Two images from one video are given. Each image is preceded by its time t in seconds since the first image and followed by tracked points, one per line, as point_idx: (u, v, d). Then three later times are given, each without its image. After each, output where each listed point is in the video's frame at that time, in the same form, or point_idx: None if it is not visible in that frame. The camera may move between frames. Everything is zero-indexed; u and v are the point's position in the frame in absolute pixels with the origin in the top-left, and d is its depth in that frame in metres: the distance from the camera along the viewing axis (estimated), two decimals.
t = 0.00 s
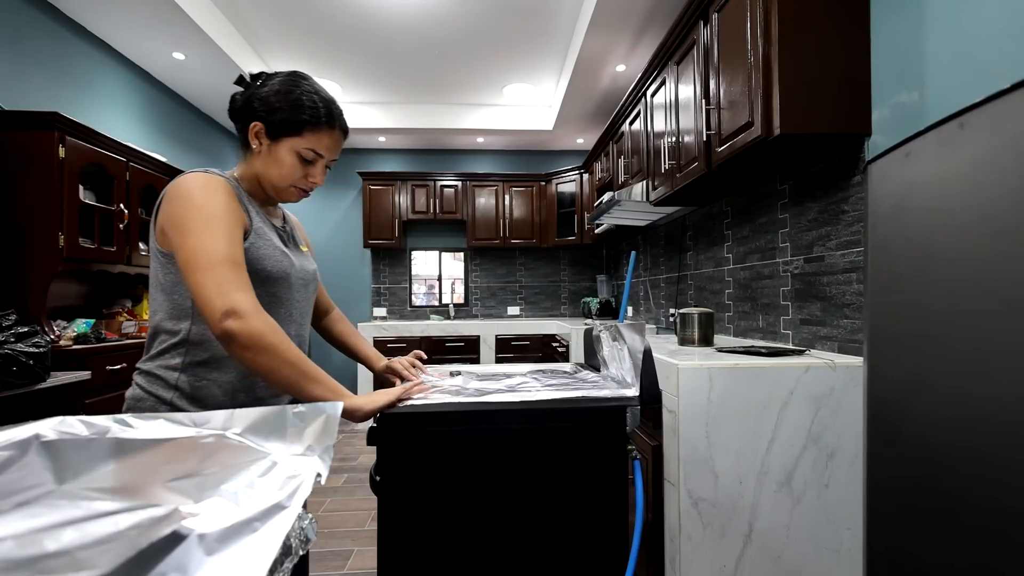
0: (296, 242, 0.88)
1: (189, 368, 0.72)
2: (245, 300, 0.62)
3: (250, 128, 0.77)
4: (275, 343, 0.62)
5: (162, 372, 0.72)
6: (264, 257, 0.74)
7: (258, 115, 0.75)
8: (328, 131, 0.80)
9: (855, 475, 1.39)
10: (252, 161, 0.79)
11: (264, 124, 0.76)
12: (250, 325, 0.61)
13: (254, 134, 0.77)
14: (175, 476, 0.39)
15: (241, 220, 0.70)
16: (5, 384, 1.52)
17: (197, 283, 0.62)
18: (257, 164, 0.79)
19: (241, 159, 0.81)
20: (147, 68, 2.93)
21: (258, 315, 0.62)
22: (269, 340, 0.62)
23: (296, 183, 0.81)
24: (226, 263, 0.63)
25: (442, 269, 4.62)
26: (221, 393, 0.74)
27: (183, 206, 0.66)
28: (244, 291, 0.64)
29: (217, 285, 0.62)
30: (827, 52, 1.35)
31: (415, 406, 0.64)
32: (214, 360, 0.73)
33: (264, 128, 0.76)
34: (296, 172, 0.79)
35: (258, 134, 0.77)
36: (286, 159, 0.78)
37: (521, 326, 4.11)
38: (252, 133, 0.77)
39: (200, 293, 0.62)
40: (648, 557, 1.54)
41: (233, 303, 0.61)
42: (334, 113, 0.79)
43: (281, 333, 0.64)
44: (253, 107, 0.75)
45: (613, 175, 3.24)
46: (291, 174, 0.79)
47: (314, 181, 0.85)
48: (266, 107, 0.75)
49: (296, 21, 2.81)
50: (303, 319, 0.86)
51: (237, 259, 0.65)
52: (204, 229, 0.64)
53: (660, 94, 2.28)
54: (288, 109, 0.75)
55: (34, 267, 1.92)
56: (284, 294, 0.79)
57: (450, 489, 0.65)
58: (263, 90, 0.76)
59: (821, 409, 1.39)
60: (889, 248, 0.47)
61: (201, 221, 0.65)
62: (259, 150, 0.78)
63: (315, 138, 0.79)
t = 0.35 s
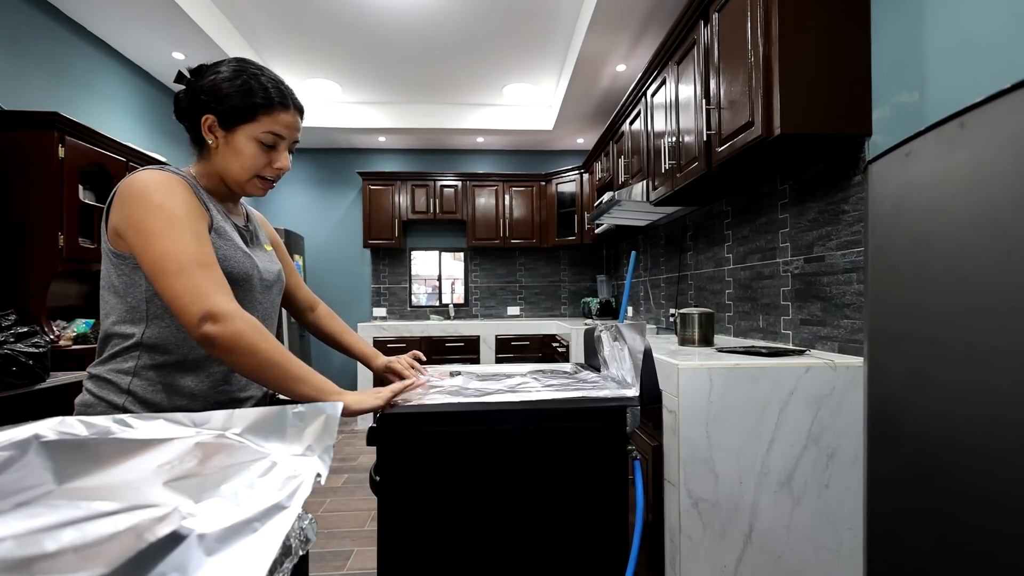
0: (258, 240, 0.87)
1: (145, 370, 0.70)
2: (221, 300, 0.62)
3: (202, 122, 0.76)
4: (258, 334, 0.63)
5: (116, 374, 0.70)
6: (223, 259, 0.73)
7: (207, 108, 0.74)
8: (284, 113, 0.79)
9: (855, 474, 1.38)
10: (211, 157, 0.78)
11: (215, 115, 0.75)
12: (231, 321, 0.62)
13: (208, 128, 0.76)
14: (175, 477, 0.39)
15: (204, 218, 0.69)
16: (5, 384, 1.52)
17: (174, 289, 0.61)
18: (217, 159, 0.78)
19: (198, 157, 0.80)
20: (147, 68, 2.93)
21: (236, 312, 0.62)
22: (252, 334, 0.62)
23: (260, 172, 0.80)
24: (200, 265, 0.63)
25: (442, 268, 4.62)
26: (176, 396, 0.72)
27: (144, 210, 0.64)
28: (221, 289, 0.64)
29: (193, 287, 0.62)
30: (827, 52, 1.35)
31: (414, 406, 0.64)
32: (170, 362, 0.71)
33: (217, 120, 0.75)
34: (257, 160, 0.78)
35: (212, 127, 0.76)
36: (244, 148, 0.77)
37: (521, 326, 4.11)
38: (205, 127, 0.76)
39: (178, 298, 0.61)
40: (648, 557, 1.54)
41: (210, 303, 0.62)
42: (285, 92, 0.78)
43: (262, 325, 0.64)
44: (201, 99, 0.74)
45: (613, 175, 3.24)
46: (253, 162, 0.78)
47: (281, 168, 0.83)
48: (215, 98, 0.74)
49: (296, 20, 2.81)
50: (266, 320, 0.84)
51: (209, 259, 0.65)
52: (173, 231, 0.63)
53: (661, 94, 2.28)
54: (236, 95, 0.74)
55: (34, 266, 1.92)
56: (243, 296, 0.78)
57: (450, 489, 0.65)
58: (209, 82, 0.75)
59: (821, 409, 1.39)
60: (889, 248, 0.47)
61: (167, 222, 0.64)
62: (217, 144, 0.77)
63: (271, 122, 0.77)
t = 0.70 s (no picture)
0: (276, 238, 0.87)
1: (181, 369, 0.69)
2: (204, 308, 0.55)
3: (216, 118, 0.77)
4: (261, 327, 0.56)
5: (152, 375, 0.69)
6: (252, 258, 0.74)
7: (219, 102, 0.75)
8: (290, 101, 0.76)
9: (854, 474, 1.39)
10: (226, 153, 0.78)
11: (225, 107, 0.75)
12: (225, 322, 0.54)
13: (221, 123, 0.76)
14: (175, 476, 0.39)
15: (214, 217, 0.64)
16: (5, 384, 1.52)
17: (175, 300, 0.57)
18: (230, 152, 0.77)
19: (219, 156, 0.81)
20: (147, 68, 2.93)
21: (216, 313, 0.54)
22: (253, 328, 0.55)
23: (269, 163, 0.77)
24: (196, 270, 0.57)
25: (442, 268, 4.62)
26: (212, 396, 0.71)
27: (147, 216, 0.60)
28: (221, 292, 0.57)
29: (190, 295, 0.56)
30: (827, 52, 1.35)
31: (414, 406, 0.65)
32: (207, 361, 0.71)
33: (226, 111, 0.75)
34: (264, 150, 0.75)
35: (223, 121, 0.76)
36: (250, 137, 0.75)
37: (521, 326, 4.11)
38: (218, 121, 0.76)
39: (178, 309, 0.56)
40: (648, 556, 1.54)
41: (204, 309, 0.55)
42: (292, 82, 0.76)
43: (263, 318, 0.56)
44: (215, 95, 0.75)
45: (613, 175, 3.24)
46: (260, 152, 0.75)
47: (293, 161, 0.79)
48: (224, 89, 0.74)
49: (295, 20, 2.80)
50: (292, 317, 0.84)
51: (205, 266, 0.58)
52: (169, 237, 0.58)
53: (660, 94, 2.28)
54: (241, 84, 0.74)
55: (35, 267, 1.92)
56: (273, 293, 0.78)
57: (449, 489, 0.65)
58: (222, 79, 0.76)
59: (820, 409, 1.40)
60: (889, 248, 0.47)
61: (168, 226, 0.59)
62: (230, 138, 0.77)
63: (276, 110, 0.75)
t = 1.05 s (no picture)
0: (326, 237, 0.96)
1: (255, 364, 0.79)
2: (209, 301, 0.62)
3: (264, 125, 0.84)
4: (258, 325, 0.60)
5: (233, 372, 0.79)
6: (303, 254, 0.81)
7: (268, 110, 0.83)
8: (331, 108, 0.83)
9: (856, 475, 1.38)
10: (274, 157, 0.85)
11: (272, 115, 0.83)
12: (222, 311, 0.60)
13: (269, 129, 0.84)
14: (174, 479, 0.38)
15: (244, 219, 0.71)
16: (4, 384, 1.52)
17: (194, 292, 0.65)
18: (277, 156, 0.84)
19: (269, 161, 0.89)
20: (147, 68, 2.93)
21: (221, 305, 0.61)
22: (251, 326, 0.60)
23: (314, 167, 0.84)
24: (213, 265, 0.65)
25: (442, 269, 4.62)
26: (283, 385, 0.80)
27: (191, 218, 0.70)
28: (231, 288, 0.64)
29: (204, 289, 0.63)
30: (827, 51, 1.34)
31: (414, 406, 0.64)
32: (274, 353, 0.80)
33: (273, 118, 0.82)
34: (308, 152, 0.83)
35: (271, 128, 0.83)
36: (296, 141, 0.82)
37: (521, 326, 4.11)
38: (267, 128, 0.84)
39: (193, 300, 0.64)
40: (648, 557, 1.54)
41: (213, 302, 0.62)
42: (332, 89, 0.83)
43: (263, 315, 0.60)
44: (264, 104, 0.83)
45: (613, 175, 3.24)
46: (304, 154, 0.82)
47: (334, 164, 0.86)
48: (272, 99, 0.82)
49: (296, 20, 2.80)
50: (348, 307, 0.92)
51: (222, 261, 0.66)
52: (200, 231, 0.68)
53: (661, 94, 2.28)
54: (287, 94, 0.81)
55: (34, 266, 1.91)
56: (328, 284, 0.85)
57: (449, 489, 0.64)
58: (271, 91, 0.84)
59: (821, 409, 1.39)
60: (890, 248, 0.47)
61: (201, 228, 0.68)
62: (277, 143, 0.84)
63: (319, 116, 0.82)
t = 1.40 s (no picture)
0: (367, 238, 0.94)
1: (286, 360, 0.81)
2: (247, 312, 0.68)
3: (323, 133, 0.82)
4: (286, 353, 0.68)
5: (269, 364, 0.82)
6: (341, 255, 0.80)
7: (330, 118, 0.81)
8: (393, 121, 0.85)
9: (856, 475, 1.38)
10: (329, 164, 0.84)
11: (336, 125, 0.81)
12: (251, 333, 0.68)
13: (329, 137, 0.82)
14: (172, 480, 0.38)
15: (297, 231, 0.74)
16: (4, 384, 1.52)
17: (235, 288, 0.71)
18: (335, 165, 0.84)
19: (315, 164, 0.86)
20: (147, 68, 2.93)
21: (265, 322, 0.67)
22: (281, 354, 0.68)
23: (372, 176, 0.87)
24: (260, 275, 0.69)
25: (442, 269, 4.62)
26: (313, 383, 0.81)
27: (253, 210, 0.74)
28: (271, 303, 0.69)
29: (248, 294, 0.69)
30: (827, 51, 1.34)
31: (413, 407, 0.64)
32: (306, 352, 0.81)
33: (339, 129, 0.81)
34: (371, 165, 0.85)
35: (332, 136, 0.82)
36: (361, 155, 0.83)
37: (521, 326, 4.11)
38: (326, 136, 0.82)
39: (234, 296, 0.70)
40: (648, 557, 1.54)
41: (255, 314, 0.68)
42: (394, 103, 0.84)
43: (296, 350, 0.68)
44: (324, 111, 0.81)
45: (613, 175, 3.24)
46: (367, 167, 0.85)
47: (388, 171, 0.90)
48: (336, 110, 0.80)
49: (295, 20, 2.80)
50: (385, 310, 0.89)
51: (263, 276, 0.70)
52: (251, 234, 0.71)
53: (661, 94, 2.28)
54: (355, 107, 0.80)
55: (34, 267, 1.91)
56: (366, 288, 0.84)
57: (448, 490, 0.64)
58: (328, 95, 0.81)
59: (821, 409, 1.39)
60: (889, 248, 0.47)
61: (258, 229, 0.72)
62: (335, 152, 0.83)
63: (383, 129, 0.84)
